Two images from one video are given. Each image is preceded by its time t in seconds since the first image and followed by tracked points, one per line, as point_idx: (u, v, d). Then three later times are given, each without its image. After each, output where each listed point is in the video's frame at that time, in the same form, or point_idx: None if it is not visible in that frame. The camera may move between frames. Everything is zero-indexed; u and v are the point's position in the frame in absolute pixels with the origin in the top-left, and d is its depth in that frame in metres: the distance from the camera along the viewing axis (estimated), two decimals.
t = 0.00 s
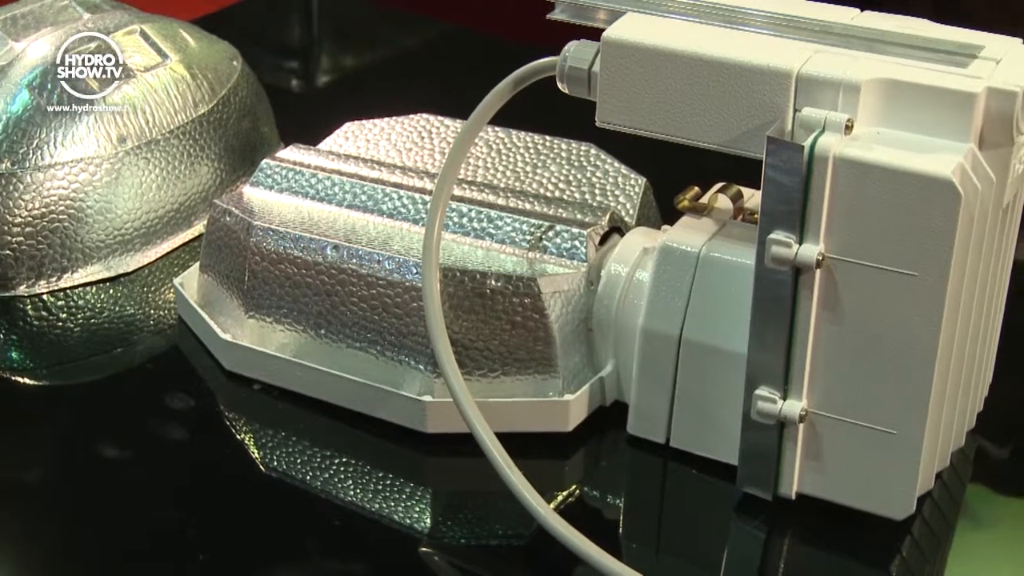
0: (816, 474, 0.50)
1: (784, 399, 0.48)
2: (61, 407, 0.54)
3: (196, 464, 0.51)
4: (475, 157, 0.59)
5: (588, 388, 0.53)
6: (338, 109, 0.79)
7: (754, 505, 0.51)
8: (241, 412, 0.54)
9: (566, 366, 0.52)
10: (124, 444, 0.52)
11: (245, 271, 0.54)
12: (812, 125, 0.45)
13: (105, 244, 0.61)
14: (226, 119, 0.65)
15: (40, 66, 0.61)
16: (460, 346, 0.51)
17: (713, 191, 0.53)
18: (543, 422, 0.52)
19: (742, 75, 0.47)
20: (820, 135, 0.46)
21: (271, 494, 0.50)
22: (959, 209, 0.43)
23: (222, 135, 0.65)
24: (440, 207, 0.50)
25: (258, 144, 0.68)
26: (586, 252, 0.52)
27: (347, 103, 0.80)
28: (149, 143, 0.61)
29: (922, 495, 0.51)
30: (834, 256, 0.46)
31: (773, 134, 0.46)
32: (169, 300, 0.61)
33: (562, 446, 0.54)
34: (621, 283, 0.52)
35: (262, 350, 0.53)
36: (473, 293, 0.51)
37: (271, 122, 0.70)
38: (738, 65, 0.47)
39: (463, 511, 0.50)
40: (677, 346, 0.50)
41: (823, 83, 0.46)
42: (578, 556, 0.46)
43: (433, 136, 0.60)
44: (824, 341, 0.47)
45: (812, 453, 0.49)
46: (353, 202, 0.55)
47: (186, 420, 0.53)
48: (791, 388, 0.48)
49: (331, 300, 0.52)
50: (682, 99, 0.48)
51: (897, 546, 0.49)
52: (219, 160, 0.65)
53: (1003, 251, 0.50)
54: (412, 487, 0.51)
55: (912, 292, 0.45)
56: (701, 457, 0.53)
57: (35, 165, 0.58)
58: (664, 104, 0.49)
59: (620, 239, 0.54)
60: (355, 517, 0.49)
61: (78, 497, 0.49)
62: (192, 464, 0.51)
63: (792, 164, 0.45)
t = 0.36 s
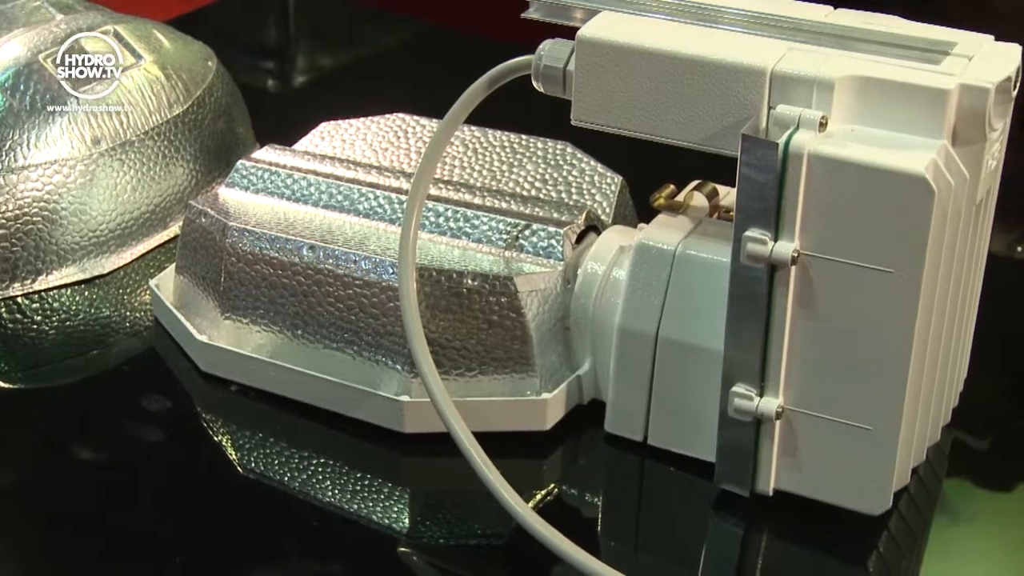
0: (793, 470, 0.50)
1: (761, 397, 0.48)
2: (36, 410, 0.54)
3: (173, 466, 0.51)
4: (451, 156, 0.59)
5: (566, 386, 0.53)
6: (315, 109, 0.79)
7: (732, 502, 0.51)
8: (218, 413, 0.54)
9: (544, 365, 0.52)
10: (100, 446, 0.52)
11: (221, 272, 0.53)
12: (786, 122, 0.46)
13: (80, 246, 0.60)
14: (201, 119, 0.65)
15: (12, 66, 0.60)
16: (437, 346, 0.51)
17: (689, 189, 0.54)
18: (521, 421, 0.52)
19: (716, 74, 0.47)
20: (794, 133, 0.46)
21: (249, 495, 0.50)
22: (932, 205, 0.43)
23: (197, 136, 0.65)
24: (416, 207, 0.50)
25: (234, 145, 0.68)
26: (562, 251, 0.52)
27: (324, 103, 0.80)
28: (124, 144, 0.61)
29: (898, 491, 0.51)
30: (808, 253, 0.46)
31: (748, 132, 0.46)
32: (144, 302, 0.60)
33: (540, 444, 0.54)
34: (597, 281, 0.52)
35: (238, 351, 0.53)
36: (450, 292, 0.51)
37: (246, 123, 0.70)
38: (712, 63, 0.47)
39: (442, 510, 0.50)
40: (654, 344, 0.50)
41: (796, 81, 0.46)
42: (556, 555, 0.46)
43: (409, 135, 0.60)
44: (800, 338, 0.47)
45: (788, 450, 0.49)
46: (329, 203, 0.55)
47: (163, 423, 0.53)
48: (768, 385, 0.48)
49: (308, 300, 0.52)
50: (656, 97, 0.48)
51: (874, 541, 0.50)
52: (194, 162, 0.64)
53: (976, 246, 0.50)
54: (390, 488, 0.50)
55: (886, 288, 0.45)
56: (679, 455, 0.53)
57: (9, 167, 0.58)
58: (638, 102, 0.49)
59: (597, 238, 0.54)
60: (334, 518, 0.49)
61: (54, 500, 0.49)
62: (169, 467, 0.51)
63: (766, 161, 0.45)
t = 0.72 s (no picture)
0: (768, 467, 0.50)
1: (736, 393, 0.48)
2: (9, 414, 0.53)
3: (148, 468, 0.51)
4: (425, 156, 0.59)
5: (541, 385, 0.53)
6: (290, 109, 0.78)
7: (707, 499, 0.51)
8: (193, 415, 0.54)
9: (519, 364, 0.52)
10: (74, 449, 0.51)
11: (195, 273, 0.53)
12: (759, 119, 0.46)
13: (53, 248, 0.60)
14: (174, 120, 0.65)
15: None
16: (412, 345, 0.51)
17: (663, 187, 0.54)
18: (497, 421, 0.52)
19: (688, 72, 0.47)
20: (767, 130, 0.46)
21: (225, 497, 0.49)
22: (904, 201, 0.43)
23: (170, 137, 0.65)
24: (390, 207, 0.50)
25: (207, 146, 0.68)
26: (537, 250, 0.52)
27: (299, 103, 0.80)
28: (96, 145, 0.61)
29: (873, 486, 0.52)
30: (781, 250, 0.46)
31: (720, 130, 0.46)
32: (118, 304, 0.60)
33: (516, 443, 0.54)
34: (572, 280, 0.52)
35: (213, 352, 0.53)
36: (424, 292, 0.51)
37: (220, 123, 0.70)
38: (684, 61, 0.47)
39: (419, 510, 0.50)
40: (629, 342, 0.50)
41: (768, 78, 0.46)
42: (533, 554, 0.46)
43: (383, 135, 0.60)
44: (774, 334, 0.47)
45: (763, 446, 0.49)
46: (303, 203, 0.55)
47: (137, 425, 0.53)
48: (743, 382, 0.49)
49: (283, 301, 0.52)
50: (629, 95, 0.48)
51: (849, 537, 0.50)
52: (167, 163, 0.64)
53: (948, 242, 0.51)
54: (366, 488, 0.50)
55: (859, 285, 0.45)
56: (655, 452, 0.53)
57: None
58: (611, 101, 0.49)
59: (571, 236, 0.54)
60: (311, 519, 0.49)
61: (27, 504, 0.48)
62: (145, 469, 0.51)
63: (739, 158, 0.45)
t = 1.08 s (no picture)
0: (744, 464, 0.50)
1: (711, 390, 0.48)
2: None
3: (123, 471, 0.50)
4: (399, 156, 0.59)
5: (517, 384, 0.53)
6: (265, 110, 0.78)
7: (683, 496, 0.52)
8: (168, 417, 0.53)
9: (494, 363, 0.52)
10: (47, 452, 0.51)
11: (169, 275, 0.53)
12: (731, 117, 0.46)
13: (25, 250, 0.60)
14: (147, 121, 0.65)
15: None
16: (387, 345, 0.51)
17: (636, 185, 0.54)
18: (472, 420, 0.52)
19: (660, 70, 0.47)
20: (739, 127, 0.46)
21: (201, 499, 0.49)
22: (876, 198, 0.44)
23: (144, 138, 0.64)
24: (364, 206, 0.50)
25: (181, 147, 0.67)
26: (511, 249, 0.52)
27: (273, 104, 0.79)
28: (68, 147, 0.61)
29: (848, 482, 0.52)
30: (755, 247, 0.46)
31: (693, 127, 0.46)
32: (92, 306, 0.60)
33: (493, 442, 0.54)
34: (547, 279, 0.52)
35: (187, 354, 0.53)
36: (399, 292, 0.51)
37: (193, 123, 0.69)
38: (656, 59, 0.47)
39: (395, 510, 0.50)
40: (604, 341, 0.50)
41: (740, 76, 0.46)
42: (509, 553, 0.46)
43: (357, 135, 0.60)
44: (748, 332, 0.48)
45: (739, 443, 0.50)
46: (276, 204, 0.54)
47: (111, 427, 0.53)
48: (717, 379, 0.49)
49: (257, 302, 0.52)
50: (602, 93, 0.48)
51: (825, 532, 0.50)
52: (140, 163, 0.64)
53: (920, 238, 0.51)
54: (343, 489, 0.50)
55: (832, 281, 0.46)
56: (631, 450, 0.53)
57: None
58: (584, 99, 0.49)
59: (546, 235, 0.54)
60: (287, 520, 0.48)
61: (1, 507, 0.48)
62: (120, 472, 0.50)
63: (712, 156, 0.45)
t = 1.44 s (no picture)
0: (719, 460, 0.50)
1: (686, 388, 0.49)
2: None
3: (97, 474, 0.50)
4: (373, 156, 0.59)
5: (492, 383, 0.53)
6: (240, 112, 0.78)
7: (659, 494, 0.52)
8: (142, 420, 0.53)
9: (469, 362, 0.52)
10: (20, 456, 0.51)
11: (141, 276, 0.53)
12: (703, 114, 0.46)
13: None
14: (118, 122, 0.65)
15: None
16: (362, 345, 0.51)
17: (610, 184, 0.54)
18: (448, 419, 0.52)
19: (631, 68, 0.47)
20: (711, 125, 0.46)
21: (176, 502, 0.49)
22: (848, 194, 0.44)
23: (115, 140, 0.64)
24: (337, 206, 0.50)
25: (152, 148, 0.67)
26: (485, 248, 0.52)
27: (247, 104, 0.79)
28: (38, 149, 0.61)
29: (823, 477, 0.52)
30: (727, 244, 0.46)
31: (665, 125, 0.46)
32: (64, 309, 0.59)
33: (468, 441, 0.54)
34: (521, 277, 0.52)
35: (161, 356, 0.53)
36: (373, 292, 0.51)
37: (165, 124, 0.69)
38: (627, 57, 0.47)
39: (372, 510, 0.50)
40: (579, 339, 0.50)
41: (711, 74, 0.46)
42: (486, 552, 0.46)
43: (330, 135, 0.60)
44: (722, 329, 0.48)
45: (714, 440, 0.50)
46: (249, 204, 0.54)
47: (84, 430, 0.53)
48: (692, 376, 0.49)
49: (231, 303, 0.51)
50: (573, 91, 0.48)
51: (800, 528, 0.50)
52: (112, 165, 0.64)
53: (892, 234, 0.51)
54: (319, 490, 0.50)
55: (804, 278, 0.46)
56: (607, 448, 0.53)
57: None
58: (555, 98, 0.49)
59: (520, 233, 0.54)
60: (264, 522, 0.48)
61: None
62: (93, 475, 0.50)
63: (685, 154, 0.45)
